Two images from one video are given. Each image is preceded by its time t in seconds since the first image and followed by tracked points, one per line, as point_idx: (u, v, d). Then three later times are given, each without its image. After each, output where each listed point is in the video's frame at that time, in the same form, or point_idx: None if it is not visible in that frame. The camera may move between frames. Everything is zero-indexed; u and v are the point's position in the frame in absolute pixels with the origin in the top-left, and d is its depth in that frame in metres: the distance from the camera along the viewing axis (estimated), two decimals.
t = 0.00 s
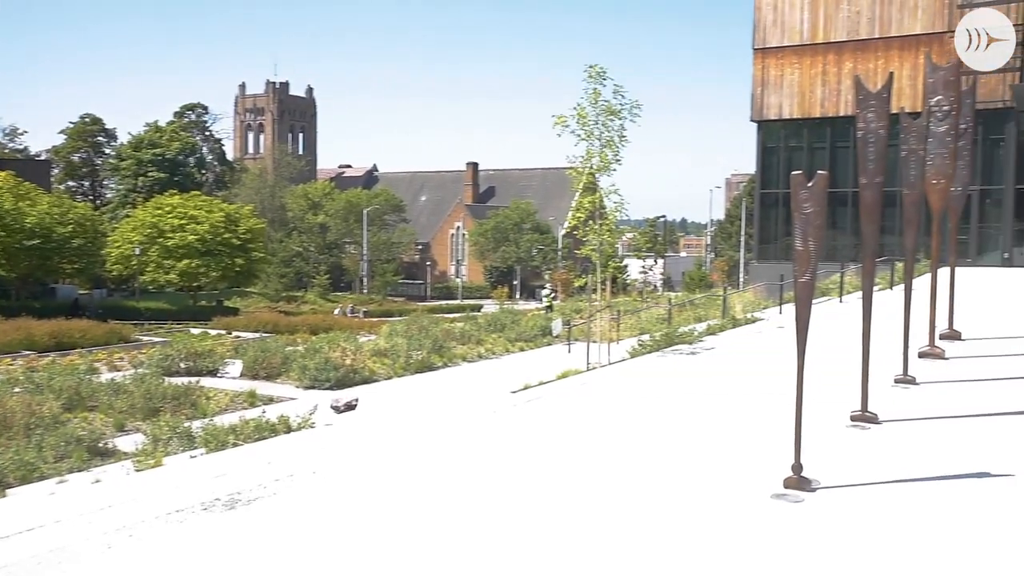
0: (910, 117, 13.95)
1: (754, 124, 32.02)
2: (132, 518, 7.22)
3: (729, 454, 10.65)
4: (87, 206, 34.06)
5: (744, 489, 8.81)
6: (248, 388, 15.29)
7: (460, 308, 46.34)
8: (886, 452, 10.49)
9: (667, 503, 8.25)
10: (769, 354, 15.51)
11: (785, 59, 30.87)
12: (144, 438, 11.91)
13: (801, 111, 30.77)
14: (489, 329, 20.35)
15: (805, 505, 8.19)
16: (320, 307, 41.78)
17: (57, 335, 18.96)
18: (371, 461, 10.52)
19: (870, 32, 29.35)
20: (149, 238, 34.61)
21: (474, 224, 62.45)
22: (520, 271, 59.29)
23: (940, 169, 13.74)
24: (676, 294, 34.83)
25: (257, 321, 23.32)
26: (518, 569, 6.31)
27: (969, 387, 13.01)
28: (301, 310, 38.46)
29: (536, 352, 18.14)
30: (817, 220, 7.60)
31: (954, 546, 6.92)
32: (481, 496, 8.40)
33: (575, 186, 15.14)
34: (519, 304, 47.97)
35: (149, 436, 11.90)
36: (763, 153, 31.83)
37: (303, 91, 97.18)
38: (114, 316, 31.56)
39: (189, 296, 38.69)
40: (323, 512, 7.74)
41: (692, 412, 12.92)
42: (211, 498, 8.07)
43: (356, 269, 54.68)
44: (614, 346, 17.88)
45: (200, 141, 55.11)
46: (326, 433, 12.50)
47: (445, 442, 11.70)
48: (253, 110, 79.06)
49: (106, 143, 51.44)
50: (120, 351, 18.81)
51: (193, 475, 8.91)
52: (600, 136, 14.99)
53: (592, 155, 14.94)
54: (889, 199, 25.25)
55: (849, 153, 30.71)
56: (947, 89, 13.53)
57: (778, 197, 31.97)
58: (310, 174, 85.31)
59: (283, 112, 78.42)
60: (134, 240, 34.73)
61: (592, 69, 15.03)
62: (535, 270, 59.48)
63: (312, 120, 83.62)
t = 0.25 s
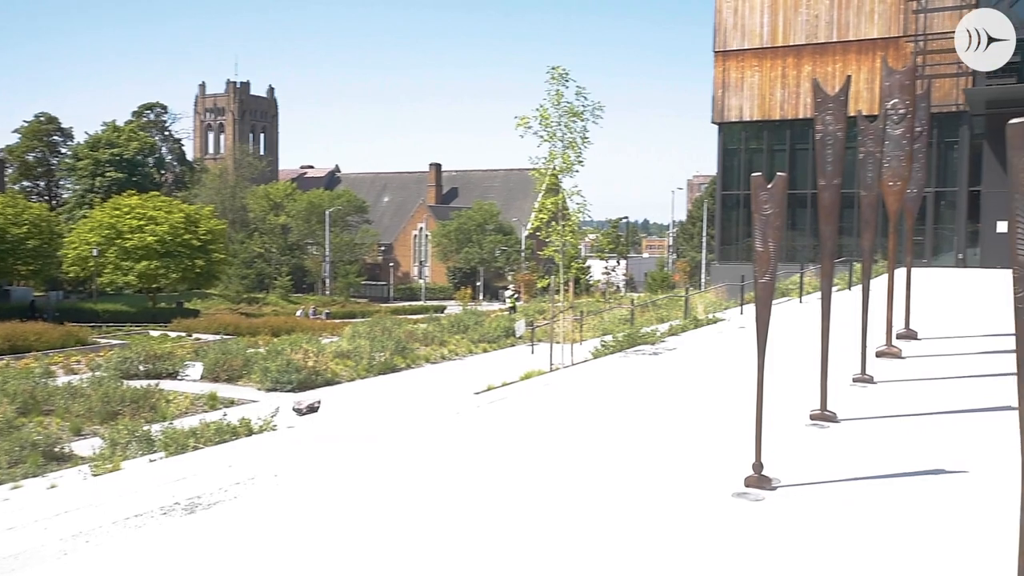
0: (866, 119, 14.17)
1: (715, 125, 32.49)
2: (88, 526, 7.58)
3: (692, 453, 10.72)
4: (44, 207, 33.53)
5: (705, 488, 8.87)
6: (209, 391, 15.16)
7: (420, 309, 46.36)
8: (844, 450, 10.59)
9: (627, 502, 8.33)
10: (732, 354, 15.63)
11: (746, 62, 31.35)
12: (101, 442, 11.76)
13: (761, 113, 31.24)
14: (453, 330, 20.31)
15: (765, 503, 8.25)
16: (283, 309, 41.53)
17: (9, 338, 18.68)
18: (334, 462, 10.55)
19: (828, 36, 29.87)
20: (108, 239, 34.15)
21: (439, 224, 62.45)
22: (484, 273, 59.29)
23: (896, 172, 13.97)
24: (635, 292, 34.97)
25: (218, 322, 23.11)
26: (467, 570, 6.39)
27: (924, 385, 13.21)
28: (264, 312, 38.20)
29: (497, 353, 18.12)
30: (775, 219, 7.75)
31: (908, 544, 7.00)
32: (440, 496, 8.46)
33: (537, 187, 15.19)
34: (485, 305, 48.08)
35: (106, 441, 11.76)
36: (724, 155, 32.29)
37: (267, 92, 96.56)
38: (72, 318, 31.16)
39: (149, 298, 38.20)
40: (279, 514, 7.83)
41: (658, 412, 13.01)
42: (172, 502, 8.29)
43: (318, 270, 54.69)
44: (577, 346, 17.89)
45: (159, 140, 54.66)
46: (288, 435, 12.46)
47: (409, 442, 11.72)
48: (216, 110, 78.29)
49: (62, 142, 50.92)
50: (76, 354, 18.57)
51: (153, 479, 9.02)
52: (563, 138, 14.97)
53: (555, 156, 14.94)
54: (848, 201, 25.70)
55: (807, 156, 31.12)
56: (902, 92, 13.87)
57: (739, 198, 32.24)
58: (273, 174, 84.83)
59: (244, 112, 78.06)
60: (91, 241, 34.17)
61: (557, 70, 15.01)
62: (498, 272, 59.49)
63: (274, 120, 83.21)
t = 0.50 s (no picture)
0: (827, 121, 14.36)
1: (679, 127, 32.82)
2: (48, 530, 7.72)
3: (655, 453, 10.79)
4: None
5: (669, 488, 8.91)
6: (170, 393, 14.98)
7: (384, 310, 46.33)
8: (805, 449, 10.70)
9: (589, 501, 8.39)
10: (696, 354, 15.73)
11: (708, 64, 31.64)
12: (59, 447, 11.59)
13: (723, 115, 31.52)
14: (418, 332, 20.24)
15: (729, 502, 8.31)
16: (246, 311, 41.15)
17: None
18: (296, 464, 10.56)
19: (789, 39, 30.31)
20: (66, 240, 33.62)
21: (404, 225, 62.34)
22: (449, 274, 59.22)
23: (855, 173, 14.15)
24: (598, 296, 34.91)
25: (180, 325, 22.87)
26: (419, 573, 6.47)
27: (883, 384, 13.38)
28: (226, 313, 37.84)
29: (461, 354, 18.08)
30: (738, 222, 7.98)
31: (867, 542, 7.08)
32: (398, 499, 8.50)
33: (503, 189, 15.23)
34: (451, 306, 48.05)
35: (64, 445, 11.60)
36: (687, 156, 32.53)
37: (230, 92, 95.81)
38: (29, 321, 30.65)
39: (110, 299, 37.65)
40: (242, 517, 7.96)
41: (624, 411, 13.08)
42: (132, 507, 8.46)
43: (282, 272, 54.30)
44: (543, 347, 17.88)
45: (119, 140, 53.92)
46: (250, 438, 12.40)
47: (372, 444, 11.72)
48: (179, 110, 77.30)
49: (18, 142, 50.11)
50: (33, 358, 18.28)
51: (109, 488, 9.24)
52: (528, 139, 14.98)
53: (519, 158, 14.95)
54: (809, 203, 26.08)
55: (769, 157, 31.34)
56: (862, 96, 14.02)
57: (702, 200, 32.49)
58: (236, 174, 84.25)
59: (205, 112, 77.35)
60: (48, 242, 33.64)
61: (521, 72, 15.03)
62: (463, 273, 59.41)
63: (236, 120, 82.63)
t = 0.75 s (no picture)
0: (790, 124, 14.38)
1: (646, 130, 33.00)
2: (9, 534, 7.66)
3: (622, 453, 10.82)
4: None
5: (637, 488, 8.92)
6: (134, 396, 14.78)
7: (352, 312, 46.20)
8: (770, 448, 10.78)
9: (555, 501, 8.42)
10: (664, 355, 15.81)
11: (674, 66, 31.90)
12: (19, 452, 11.40)
13: (690, 116, 31.83)
14: (385, 333, 20.16)
15: (695, 502, 8.35)
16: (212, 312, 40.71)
17: None
18: (262, 466, 10.50)
19: (754, 42, 30.52)
20: (26, 242, 33.10)
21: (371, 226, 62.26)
22: (416, 275, 59.30)
23: (819, 175, 14.25)
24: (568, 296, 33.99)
25: (143, 327, 22.62)
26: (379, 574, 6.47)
27: (847, 383, 13.54)
28: (191, 315, 37.52)
29: (430, 355, 18.11)
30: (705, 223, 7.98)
31: (832, 540, 7.14)
32: (362, 500, 8.49)
33: (470, 189, 15.24)
34: (418, 307, 48.14)
35: (24, 449, 11.42)
36: (653, 158, 32.73)
37: (195, 92, 94.87)
38: None
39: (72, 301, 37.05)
40: (205, 521, 7.94)
41: (593, 412, 13.12)
42: (95, 512, 8.41)
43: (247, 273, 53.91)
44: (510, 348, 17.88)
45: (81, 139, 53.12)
46: (216, 440, 12.31)
47: (339, 445, 11.67)
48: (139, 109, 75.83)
49: None
50: None
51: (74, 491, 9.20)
52: (495, 140, 14.98)
53: (486, 159, 14.96)
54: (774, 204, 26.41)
55: (735, 159, 31.68)
56: (825, 97, 14.12)
57: (669, 201, 32.70)
58: (201, 175, 83.49)
59: (169, 112, 76.57)
60: (8, 243, 33.11)
61: (488, 72, 15.01)
62: (430, 274, 59.41)
63: (201, 120, 81.96)
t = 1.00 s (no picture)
0: (757, 126, 14.46)
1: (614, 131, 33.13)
2: None
3: (591, 453, 10.85)
4: None
5: (605, 488, 8.94)
6: (98, 399, 14.60)
7: (320, 313, 45.95)
8: (736, 447, 10.86)
9: (520, 501, 8.43)
10: (632, 355, 15.90)
11: (642, 67, 32.20)
12: None
13: (657, 118, 32.12)
14: (353, 334, 20.05)
15: (663, 501, 8.39)
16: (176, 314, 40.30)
17: None
18: (229, 469, 10.45)
19: (721, 45, 31.01)
20: None
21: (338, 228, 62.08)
22: (384, 276, 59.11)
23: (785, 176, 14.35)
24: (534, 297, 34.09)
25: (107, 329, 22.36)
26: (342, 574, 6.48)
27: (813, 383, 13.68)
28: (156, 317, 37.19)
29: (399, 356, 18.10)
30: (671, 224, 8.07)
31: (796, 538, 7.20)
32: (328, 502, 8.49)
33: (439, 190, 15.27)
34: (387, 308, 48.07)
35: None
36: (622, 159, 32.95)
37: (161, 91, 93.90)
38: None
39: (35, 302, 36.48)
40: (170, 524, 7.92)
41: (562, 412, 13.16)
42: (57, 517, 8.39)
43: (214, 275, 53.07)
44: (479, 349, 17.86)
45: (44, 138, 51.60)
46: (182, 443, 12.22)
47: (307, 447, 11.63)
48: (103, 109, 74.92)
49: None
50: None
51: (38, 498, 9.20)
52: (463, 140, 14.99)
53: (455, 159, 14.99)
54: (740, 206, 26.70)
55: (702, 159, 31.87)
56: (791, 100, 14.13)
57: (638, 202, 32.93)
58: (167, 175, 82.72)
59: (134, 111, 75.74)
60: None
61: (456, 73, 15.02)
62: (399, 275, 59.33)
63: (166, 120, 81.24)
